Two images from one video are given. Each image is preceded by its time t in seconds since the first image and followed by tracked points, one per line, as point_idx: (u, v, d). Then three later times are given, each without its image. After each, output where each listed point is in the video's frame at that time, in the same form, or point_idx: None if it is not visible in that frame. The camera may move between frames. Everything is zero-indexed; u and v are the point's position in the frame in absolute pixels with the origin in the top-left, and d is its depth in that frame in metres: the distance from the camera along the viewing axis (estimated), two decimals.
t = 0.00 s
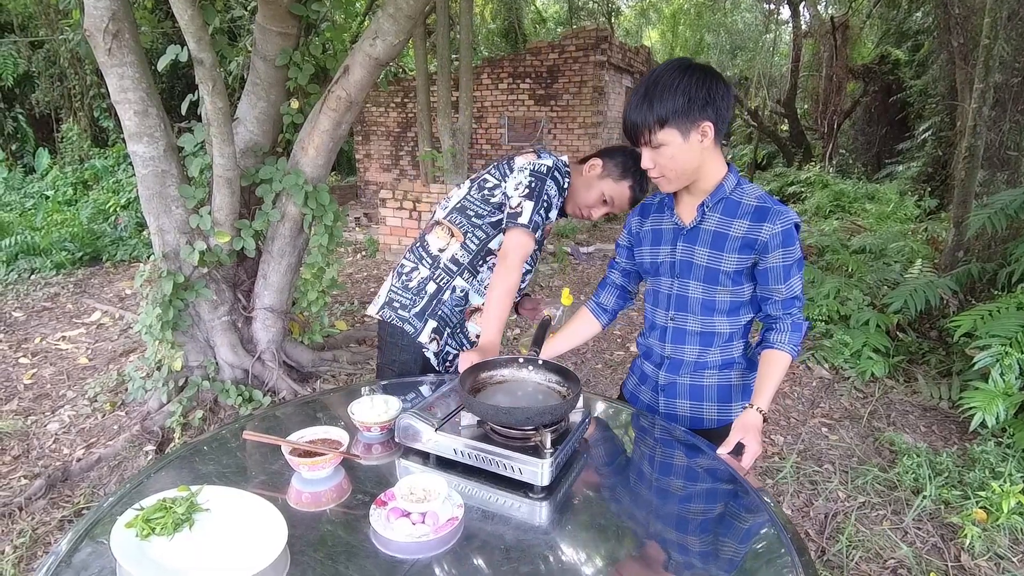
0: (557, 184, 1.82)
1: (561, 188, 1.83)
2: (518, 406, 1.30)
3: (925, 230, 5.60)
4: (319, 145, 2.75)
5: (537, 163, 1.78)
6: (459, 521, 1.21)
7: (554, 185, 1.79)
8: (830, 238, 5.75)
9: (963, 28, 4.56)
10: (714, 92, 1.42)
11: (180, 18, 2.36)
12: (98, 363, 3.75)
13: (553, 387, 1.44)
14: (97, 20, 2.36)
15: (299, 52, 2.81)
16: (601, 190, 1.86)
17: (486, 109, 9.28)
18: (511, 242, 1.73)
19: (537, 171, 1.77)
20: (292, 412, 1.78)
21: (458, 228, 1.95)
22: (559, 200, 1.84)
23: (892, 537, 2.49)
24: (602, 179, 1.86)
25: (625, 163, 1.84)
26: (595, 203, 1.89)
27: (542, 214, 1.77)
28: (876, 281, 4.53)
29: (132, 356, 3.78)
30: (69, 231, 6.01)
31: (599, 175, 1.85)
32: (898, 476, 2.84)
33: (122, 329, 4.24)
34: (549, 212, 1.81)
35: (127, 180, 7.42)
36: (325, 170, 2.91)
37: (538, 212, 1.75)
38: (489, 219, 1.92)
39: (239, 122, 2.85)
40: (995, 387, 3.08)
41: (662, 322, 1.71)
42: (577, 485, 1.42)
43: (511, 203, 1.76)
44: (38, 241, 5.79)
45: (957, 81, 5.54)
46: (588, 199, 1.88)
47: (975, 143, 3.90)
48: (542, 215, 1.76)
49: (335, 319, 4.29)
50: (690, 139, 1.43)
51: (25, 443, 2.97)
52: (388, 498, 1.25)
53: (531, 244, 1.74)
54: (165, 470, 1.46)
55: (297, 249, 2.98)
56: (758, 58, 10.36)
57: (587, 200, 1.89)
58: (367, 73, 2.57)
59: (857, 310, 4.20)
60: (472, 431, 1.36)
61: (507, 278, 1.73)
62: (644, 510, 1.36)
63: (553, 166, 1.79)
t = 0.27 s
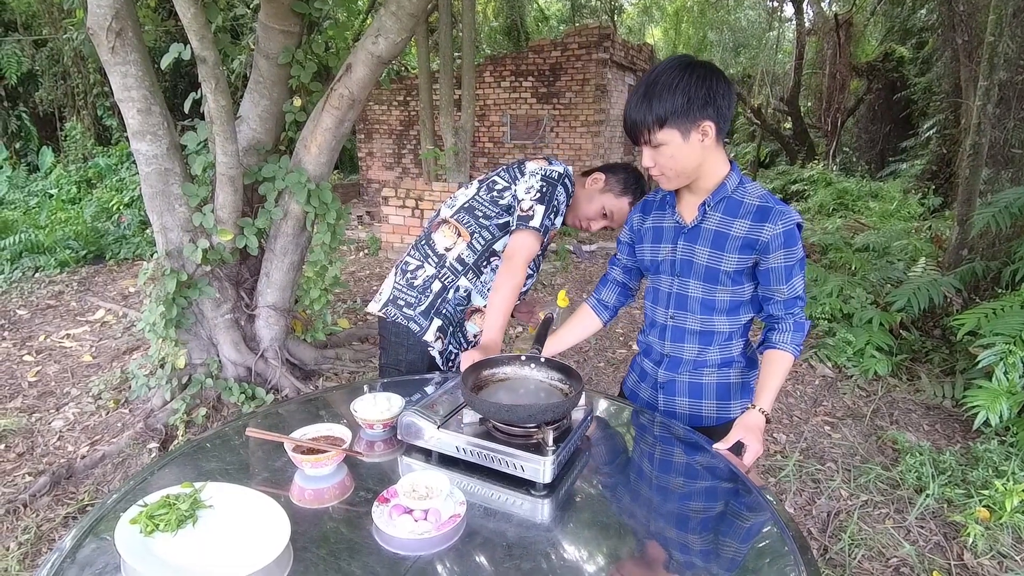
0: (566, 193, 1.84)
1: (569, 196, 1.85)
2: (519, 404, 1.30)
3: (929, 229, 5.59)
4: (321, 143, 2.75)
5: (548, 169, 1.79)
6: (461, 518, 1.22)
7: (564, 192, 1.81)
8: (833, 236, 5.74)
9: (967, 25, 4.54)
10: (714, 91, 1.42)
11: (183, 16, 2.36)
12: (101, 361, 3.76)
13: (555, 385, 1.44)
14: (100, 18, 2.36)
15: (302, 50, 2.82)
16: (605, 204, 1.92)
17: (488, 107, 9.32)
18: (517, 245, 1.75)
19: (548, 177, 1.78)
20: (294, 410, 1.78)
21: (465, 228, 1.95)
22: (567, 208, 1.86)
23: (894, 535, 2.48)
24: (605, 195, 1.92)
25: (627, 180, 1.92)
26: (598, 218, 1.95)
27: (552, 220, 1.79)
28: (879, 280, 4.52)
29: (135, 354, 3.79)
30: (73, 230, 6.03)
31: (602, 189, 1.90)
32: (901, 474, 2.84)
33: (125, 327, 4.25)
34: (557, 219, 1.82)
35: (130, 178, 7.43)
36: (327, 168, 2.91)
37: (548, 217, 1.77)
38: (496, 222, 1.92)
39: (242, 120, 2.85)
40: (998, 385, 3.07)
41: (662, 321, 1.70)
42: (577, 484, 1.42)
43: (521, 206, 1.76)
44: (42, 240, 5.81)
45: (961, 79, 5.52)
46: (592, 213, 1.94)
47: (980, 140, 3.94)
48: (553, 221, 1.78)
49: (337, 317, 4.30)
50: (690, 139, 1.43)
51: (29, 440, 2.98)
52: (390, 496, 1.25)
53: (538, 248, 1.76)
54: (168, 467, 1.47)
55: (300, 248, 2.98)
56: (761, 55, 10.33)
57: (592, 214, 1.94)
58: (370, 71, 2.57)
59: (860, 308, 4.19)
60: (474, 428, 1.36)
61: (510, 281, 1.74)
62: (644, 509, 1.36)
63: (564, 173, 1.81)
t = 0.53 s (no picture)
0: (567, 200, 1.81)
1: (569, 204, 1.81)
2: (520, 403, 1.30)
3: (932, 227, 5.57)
4: (323, 142, 2.75)
5: (553, 175, 1.77)
6: (463, 517, 1.22)
7: (564, 199, 1.78)
8: (836, 235, 5.72)
9: (971, 23, 4.51)
10: (720, 90, 1.42)
11: (185, 15, 2.36)
12: (104, 359, 3.77)
13: (556, 383, 1.44)
14: (103, 17, 2.36)
15: (304, 49, 2.82)
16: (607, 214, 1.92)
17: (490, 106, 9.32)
18: (505, 241, 1.72)
19: (552, 182, 1.76)
20: (296, 408, 1.78)
21: (467, 230, 1.93)
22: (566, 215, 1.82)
23: (897, 534, 2.48)
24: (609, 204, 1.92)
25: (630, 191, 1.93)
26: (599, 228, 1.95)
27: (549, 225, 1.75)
28: (882, 278, 4.51)
29: (138, 352, 3.80)
30: (76, 228, 6.04)
31: (605, 200, 1.90)
32: (903, 473, 2.84)
33: (128, 325, 4.26)
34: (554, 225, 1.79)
35: (133, 177, 7.44)
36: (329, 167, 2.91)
37: (545, 222, 1.74)
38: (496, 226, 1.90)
39: (244, 119, 2.86)
40: (1001, 384, 3.06)
41: (666, 319, 1.70)
42: (579, 483, 1.42)
43: (519, 208, 1.72)
44: (45, 238, 5.82)
45: (965, 76, 5.49)
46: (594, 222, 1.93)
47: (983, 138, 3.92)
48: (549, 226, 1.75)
49: (339, 316, 4.30)
50: (695, 137, 1.43)
51: (33, 438, 3.00)
52: (392, 494, 1.26)
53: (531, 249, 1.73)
54: (171, 465, 1.47)
55: (302, 246, 2.99)
56: (763, 53, 10.31)
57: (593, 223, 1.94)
58: (371, 69, 2.57)
59: (862, 306, 4.18)
60: (476, 427, 1.37)
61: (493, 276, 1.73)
62: (647, 508, 1.36)
63: (567, 180, 1.79)
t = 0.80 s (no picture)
0: (565, 208, 1.79)
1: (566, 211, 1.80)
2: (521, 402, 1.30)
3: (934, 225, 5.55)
4: (324, 141, 2.75)
5: (553, 182, 1.77)
6: (464, 516, 1.22)
7: (561, 205, 1.77)
8: (837, 233, 5.71)
9: (974, 20, 4.49)
10: (728, 87, 1.42)
11: (185, 15, 2.36)
12: (106, 358, 3.78)
13: (557, 382, 1.44)
14: (104, 16, 2.36)
15: (305, 48, 2.82)
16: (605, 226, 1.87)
17: (491, 104, 9.32)
18: (496, 241, 1.71)
19: (550, 188, 1.75)
20: (297, 407, 1.79)
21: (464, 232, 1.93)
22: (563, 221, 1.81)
23: (898, 533, 2.48)
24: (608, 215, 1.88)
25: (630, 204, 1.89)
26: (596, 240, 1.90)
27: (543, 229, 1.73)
28: (884, 277, 4.50)
29: (140, 351, 3.81)
30: (78, 228, 6.05)
31: (605, 212, 1.86)
32: (905, 472, 2.84)
33: (130, 324, 4.27)
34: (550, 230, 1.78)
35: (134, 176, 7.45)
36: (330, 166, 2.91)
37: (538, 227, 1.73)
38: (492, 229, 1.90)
39: (245, 118, 2.86)
40: (1003, 382, 3.06)
41: (669, 318, 1.70)
42: (580, 481, 1.42)
43: (514, 210, 1.73)
44: (47, 238, 5.83)
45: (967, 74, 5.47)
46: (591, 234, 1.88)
47: (985, 136, 3.91)
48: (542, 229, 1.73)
49: (340, 314, 4.30)
50: (703, 134, 1.42)
51: (35, 437, 3.00)
52: (393, 492, 1.26)
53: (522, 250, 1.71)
54: (173, 464, 1.48)
55: (303, 245, 2.99)
56: (765, 51, 10.28)
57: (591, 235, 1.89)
58: (372, 68, 2.57)
59: (864, 305, 4.18)
60: (477, 425, 1.37)
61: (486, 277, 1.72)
62: (650, 506, 1.36)
63: (566, 188, 1.79)
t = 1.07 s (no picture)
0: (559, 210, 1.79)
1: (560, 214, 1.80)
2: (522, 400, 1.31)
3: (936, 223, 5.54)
4: (324, 140, 2.76)
5: (547, 185, 1.77)
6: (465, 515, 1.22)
7: (554, 208, 1.77)
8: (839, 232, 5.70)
9: (975, 18, 4.48)
10: (741, 86, 1.42)
11: (186, 15, 2.36)
12: (107, 358, 3.79)
13: (559, 381, 1.44)
14: (105, 17, 2.37)
15: (305, 48, 2.82)
16: (602, 229, 1.84)
17: (491, 103, 9.31)
18: (487, 243, 1.72)
19: (544, 191, 1.75)
20: (298, 406, 1.79)
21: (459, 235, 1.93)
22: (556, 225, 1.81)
23: (899, 532, 2.48)
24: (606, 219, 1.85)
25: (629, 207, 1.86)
26: (593, 242, 1.87)
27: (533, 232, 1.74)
28: (885, 275, 4.50)
29: (141, 350, 3.81)
30: (79, 228, 6.06)
31: (604, 216, 1.83)
32: (906, 470, 2.84)
33: (131, 324, 4.28)
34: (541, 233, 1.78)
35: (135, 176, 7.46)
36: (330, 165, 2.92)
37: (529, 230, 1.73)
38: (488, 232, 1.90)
39: (246, 118, 2.86)
40: (1004, 380, 3.05)
41: (675, 316, 1.70)
42: (583, 480, 1.42)
43: (507, 212, 1.74)
44: (48, 238, 5.84)
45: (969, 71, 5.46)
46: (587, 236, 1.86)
47: (986, 135, 3.90)
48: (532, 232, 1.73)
49: (341, 314, 4.30)
50: (716, 132, 1.43)
51: (37, 437, 3.01)
52: (394, 491, 1.26)
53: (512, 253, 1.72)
54: (174, 463, 1.48)
55: (304, 245, 2.99)
56: (766, 50, 10.26)
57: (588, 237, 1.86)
58: (372, 68, 2.57)
59: (865, 304, 4.17)
60: (478, 425, 1.37)
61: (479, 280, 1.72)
62: (654, 505, 1.36)
63: (562, 191, 1.79)
